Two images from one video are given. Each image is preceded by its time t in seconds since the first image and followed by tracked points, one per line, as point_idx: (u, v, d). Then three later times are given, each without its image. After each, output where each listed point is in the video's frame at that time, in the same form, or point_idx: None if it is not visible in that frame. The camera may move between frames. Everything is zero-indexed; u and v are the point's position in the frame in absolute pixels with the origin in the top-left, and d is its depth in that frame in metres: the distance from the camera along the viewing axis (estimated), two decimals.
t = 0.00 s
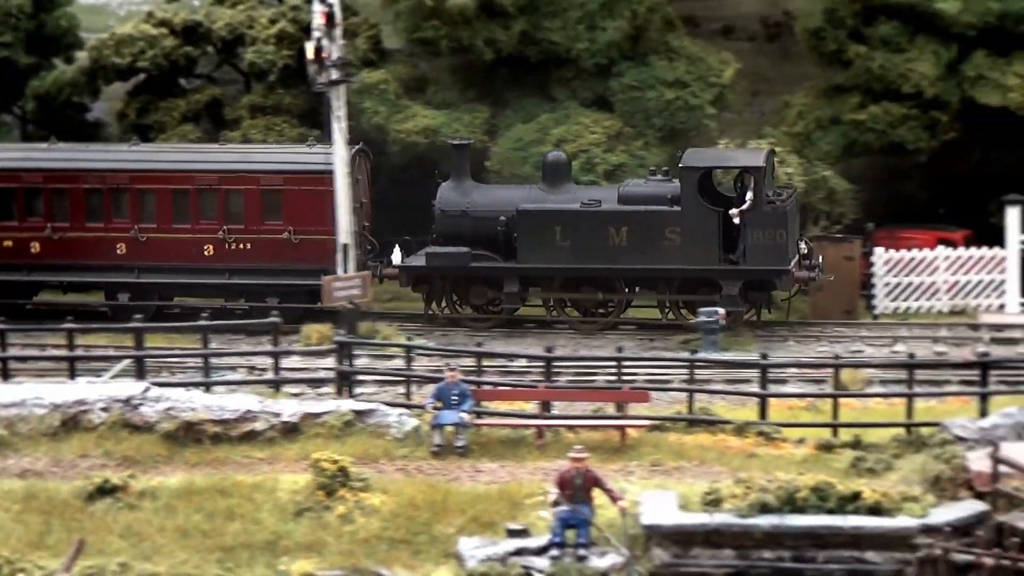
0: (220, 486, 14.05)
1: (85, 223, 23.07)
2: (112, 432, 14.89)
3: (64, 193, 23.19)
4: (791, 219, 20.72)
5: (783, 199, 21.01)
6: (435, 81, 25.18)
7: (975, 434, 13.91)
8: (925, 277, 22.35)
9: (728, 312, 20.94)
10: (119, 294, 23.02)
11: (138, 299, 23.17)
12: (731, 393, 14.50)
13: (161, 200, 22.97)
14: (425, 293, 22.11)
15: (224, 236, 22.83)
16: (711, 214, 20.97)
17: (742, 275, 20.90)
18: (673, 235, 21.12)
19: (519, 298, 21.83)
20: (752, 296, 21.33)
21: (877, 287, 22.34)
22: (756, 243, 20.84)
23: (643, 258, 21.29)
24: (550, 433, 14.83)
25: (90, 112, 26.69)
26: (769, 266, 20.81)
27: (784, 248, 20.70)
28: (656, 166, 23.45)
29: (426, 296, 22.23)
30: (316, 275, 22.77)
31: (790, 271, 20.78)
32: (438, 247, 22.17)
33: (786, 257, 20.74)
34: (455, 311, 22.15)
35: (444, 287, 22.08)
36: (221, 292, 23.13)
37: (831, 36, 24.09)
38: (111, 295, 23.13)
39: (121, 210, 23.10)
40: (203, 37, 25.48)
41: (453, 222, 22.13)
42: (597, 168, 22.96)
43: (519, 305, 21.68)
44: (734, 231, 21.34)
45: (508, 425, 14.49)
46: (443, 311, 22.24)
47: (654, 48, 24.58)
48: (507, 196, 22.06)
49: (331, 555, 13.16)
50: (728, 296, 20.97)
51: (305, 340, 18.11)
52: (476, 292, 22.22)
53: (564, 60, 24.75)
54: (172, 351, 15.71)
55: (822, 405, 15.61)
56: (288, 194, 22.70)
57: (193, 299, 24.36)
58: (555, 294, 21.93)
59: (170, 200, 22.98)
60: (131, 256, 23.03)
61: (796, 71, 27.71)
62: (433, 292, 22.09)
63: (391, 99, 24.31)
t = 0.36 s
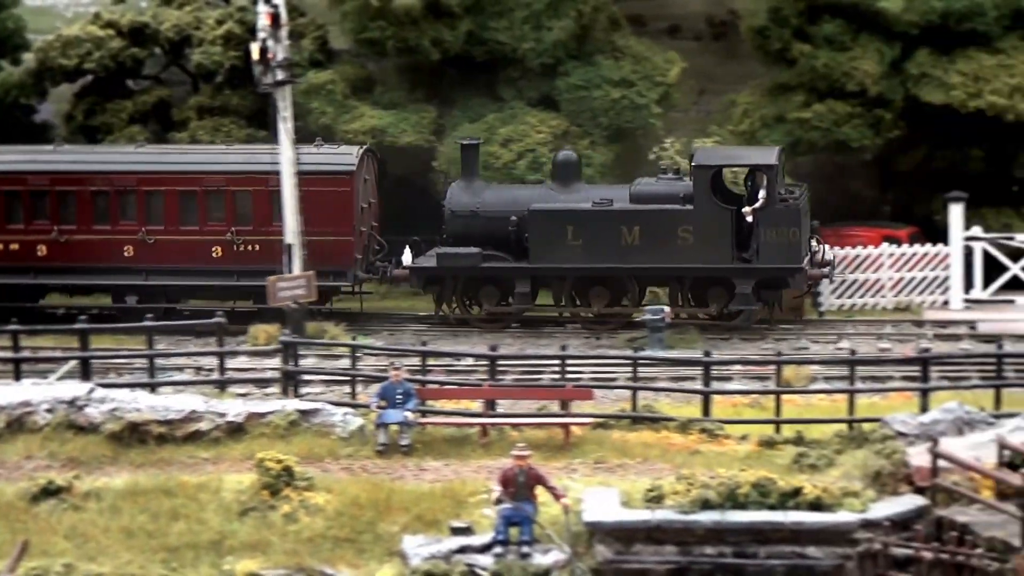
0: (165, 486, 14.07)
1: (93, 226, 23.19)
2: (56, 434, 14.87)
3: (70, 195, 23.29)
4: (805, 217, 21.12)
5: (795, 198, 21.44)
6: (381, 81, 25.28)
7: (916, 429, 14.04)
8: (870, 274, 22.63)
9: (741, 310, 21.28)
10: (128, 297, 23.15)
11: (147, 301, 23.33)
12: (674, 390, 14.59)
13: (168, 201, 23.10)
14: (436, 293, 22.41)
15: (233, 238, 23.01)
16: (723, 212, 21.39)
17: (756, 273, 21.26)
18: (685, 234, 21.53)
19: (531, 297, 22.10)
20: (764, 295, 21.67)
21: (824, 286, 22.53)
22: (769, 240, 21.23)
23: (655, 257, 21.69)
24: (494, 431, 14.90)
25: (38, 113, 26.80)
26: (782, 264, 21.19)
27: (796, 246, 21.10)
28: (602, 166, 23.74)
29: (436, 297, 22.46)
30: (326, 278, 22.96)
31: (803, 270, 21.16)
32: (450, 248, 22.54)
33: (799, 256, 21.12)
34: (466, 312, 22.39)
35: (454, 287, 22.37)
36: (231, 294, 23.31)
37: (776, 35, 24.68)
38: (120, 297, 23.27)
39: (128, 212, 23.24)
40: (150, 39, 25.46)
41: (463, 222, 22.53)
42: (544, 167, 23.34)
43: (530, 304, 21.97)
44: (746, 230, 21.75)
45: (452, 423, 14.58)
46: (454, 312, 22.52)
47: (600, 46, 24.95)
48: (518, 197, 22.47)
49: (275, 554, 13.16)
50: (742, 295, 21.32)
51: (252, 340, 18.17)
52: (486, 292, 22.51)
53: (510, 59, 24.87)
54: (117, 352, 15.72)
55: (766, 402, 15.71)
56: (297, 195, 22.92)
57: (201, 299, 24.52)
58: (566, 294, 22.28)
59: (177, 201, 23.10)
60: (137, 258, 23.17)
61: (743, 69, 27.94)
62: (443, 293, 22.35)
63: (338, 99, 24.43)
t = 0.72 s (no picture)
0: (106, 492, 14.10)
1: (95, 232, 23.02)
2: None
3: (72, 202, 23.13)
4: (811, 220, 21.24)
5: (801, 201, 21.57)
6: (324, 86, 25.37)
7: (853, 431, 14.19)
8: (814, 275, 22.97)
9: (748, 313, 21.37)
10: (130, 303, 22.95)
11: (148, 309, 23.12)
12: (614, 393, 14.69)
13: (171, 207, 22.95)
14: (442, 298, 22.47)
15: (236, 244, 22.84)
16: (730, 215, 21.54)
17: (763, 276, 21.36)
18: (692, 237, 21.63)
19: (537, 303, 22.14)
20: (771, 298, 21.79)
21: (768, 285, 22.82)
22: (777, 243, 21.34)
23: (662, 261, 21.78)
24: (435, 436, 14.97)
25: None
26: (789, 267, 21.30)
27: (802, 249, 21.20)
28: (545, 169, 23.91)
29: (441, 303, 22.50)
30: (330, 283, 22.69)
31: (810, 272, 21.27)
32: (455, 252, 22.55)
33: (806, 258, 21.23)
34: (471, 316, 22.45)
35: (460, 293, 22.44)
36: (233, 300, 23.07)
37: (717, 40, 24.79)
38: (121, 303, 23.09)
39: (131, 218, 23.06)
40: (93, 44, 25.48)
41: (469, 228, 22.53)
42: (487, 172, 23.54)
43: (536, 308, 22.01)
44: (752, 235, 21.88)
45: (393, 428, 14.64)
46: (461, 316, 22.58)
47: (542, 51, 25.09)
48: (524, 202, 22.51)
49: (217, 560, 13.14)
50: (749, 298, 21.42)
51: (196, 346, 18.23)
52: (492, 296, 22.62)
53: (453, 64, 25.01)
54: (58, 358, 15.78)
55: (706, 405, 15.83)
56: (301, 200, 22.75)
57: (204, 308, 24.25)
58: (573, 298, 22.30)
59: (180, 207, 22.97)
60: (140, 264, 22.99)
61: (685, 73, 28.14)
62: (449, 297, 22.40)
63: (282, 105, 24.52)
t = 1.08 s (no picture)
0: (34, 496, 14.09)
1: (84, 236, 22.95)
2: None
3: (62, 205, 23.07)
4: (806, 221, 21.31)
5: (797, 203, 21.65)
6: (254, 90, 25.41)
7: (779, 432, 14.32)
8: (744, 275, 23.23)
9: (743, 314, 21.49)
10: (119, 306, 22.87)
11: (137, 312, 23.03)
12: (542, 395, 14.77)
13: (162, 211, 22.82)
14: (435, 300, 22.60)
15: (227, 247, 22.70)
16: (726, 216, 21.64)
17: (759, 278, 21.43)
18: (688, 239, 21.73)
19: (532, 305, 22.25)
20: (768, 299, 21.85)
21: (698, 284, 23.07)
22: (772, 245, 21.41)
23: (658, 264, 21.83)
24: (364, 438, 15.02)
25: None
26: (784, 269, 21.35)
27: (797, 250, 21.26)
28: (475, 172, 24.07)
29: (436, 305, 22.61)
30: (322, 287, 22.63)
31: (806, 273, 21.33)
32: (449, 255, 22.81)
33: (802, 259, 21.28)
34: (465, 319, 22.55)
35: (453, 295, 22.56)
36: (223, 304, 22.98)
37: (645, 43, 24.93)
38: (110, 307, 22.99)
39: (121, 222, 22.98)
40: (21, 47, 25.43)
41: (464, 230, 22.76)
42: (417, 174, 23.79)
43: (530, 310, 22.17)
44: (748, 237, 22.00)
45: (321, 432, 14.66)
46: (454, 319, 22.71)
47: (471, 54, 25.33)
48: (518, 205, 22.72)
49: (145, 563, 13.14)
50: (744, 300, 21.51)
51: (125, 349, 18.23)
52: (487, 299, 22.69)
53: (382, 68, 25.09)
54: None
55: (634, 406, 15.93)
56: (293, 203, 22.63)
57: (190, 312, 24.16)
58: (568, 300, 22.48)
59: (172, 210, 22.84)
60: (130, 268, 22.91)
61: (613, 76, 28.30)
62: (443, 300, 22.50)
63: (211, 108, 24.55)
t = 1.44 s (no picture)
0: None
1: (80, 236, 22.38)
2: None
3: (57, 205, 22.44)
4: (808, 220, 21.63)
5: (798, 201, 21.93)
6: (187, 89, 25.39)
7: (712, 430, 14.37)
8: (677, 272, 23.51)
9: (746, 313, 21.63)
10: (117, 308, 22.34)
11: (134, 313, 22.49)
12: (476, 394, 14.82)
13: (159, 211, 22.28)
14: (435, 300, 22.32)
15: (226, 248, 22.26)
16: (729, 215, 21.86)
17: (762, 277, 21.66)
18: (691, 238, 21.89)
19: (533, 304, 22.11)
20: (769, 298, 22.03)
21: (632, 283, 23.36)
22: (774, 243, 21.69)
23: (660, 263, 21.96)
24: (299, 437, 15.03)
25: None
26: (787, 267, 21.64)
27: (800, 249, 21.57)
28: (408, 172, 24.21)
29: (435, 304, 22.35)
30: (320, 287, 22.31)
31: (808, 271, 21.61)
32: (449, 255, 22.66)
33: (804, 258, 21.59)
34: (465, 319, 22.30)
35: (453, 294, 22.32)
36: (220, 305, 22.56)
37: (579, 44, 24.94)
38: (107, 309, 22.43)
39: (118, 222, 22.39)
40: None
41: (463, 229, 22.66)
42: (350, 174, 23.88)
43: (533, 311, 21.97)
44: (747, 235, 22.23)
45: (256, 431, 14.68)
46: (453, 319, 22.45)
47: (406, 56, 25.43)
48: (517, 203, 22.71)
49: (79, 563, 13.12)
50: (748, 298, 21.69)
51: (58, 350, 18.19)
52: (487, 298, 22.47)
53: (315, 69, 25.14)
54: None
55: (568, 405, 15.98)
56: (291, 204, 22.26)
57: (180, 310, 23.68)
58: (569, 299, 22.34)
59: (168, 211, 22.31)
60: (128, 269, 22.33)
61: (545, 76, 28.43)
62: (442, 299, 22.26)
63: (145, 108, 24.55)
